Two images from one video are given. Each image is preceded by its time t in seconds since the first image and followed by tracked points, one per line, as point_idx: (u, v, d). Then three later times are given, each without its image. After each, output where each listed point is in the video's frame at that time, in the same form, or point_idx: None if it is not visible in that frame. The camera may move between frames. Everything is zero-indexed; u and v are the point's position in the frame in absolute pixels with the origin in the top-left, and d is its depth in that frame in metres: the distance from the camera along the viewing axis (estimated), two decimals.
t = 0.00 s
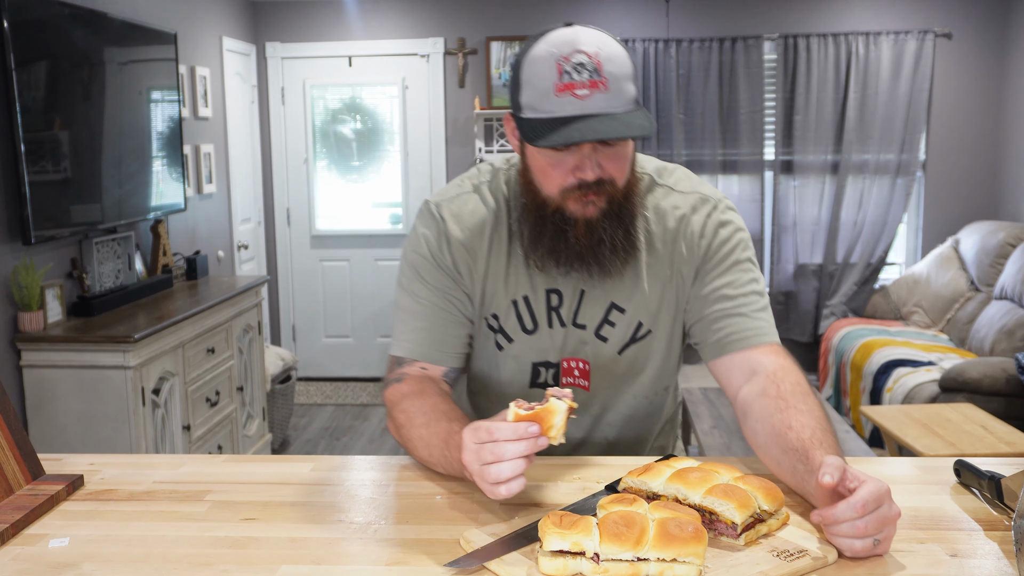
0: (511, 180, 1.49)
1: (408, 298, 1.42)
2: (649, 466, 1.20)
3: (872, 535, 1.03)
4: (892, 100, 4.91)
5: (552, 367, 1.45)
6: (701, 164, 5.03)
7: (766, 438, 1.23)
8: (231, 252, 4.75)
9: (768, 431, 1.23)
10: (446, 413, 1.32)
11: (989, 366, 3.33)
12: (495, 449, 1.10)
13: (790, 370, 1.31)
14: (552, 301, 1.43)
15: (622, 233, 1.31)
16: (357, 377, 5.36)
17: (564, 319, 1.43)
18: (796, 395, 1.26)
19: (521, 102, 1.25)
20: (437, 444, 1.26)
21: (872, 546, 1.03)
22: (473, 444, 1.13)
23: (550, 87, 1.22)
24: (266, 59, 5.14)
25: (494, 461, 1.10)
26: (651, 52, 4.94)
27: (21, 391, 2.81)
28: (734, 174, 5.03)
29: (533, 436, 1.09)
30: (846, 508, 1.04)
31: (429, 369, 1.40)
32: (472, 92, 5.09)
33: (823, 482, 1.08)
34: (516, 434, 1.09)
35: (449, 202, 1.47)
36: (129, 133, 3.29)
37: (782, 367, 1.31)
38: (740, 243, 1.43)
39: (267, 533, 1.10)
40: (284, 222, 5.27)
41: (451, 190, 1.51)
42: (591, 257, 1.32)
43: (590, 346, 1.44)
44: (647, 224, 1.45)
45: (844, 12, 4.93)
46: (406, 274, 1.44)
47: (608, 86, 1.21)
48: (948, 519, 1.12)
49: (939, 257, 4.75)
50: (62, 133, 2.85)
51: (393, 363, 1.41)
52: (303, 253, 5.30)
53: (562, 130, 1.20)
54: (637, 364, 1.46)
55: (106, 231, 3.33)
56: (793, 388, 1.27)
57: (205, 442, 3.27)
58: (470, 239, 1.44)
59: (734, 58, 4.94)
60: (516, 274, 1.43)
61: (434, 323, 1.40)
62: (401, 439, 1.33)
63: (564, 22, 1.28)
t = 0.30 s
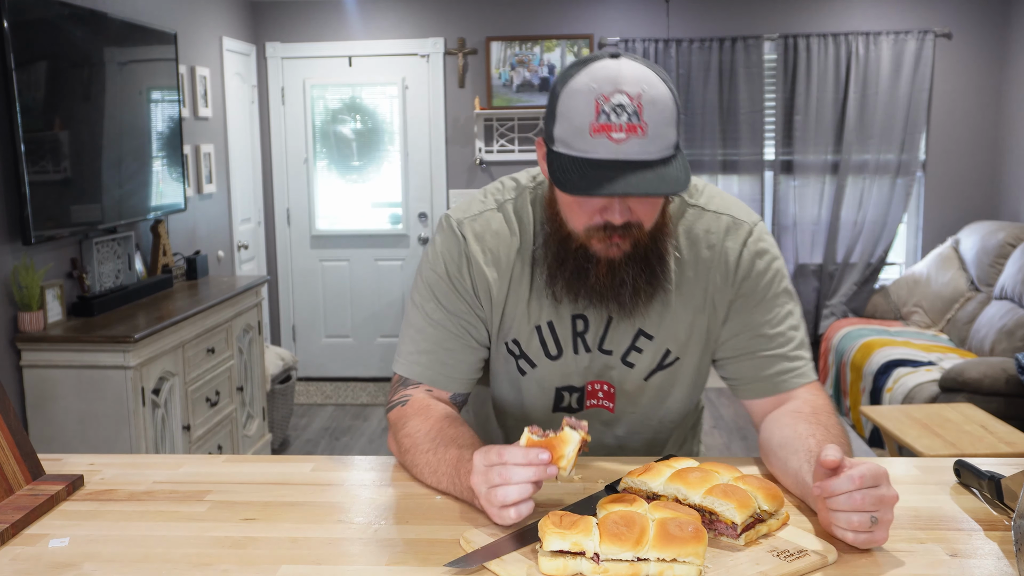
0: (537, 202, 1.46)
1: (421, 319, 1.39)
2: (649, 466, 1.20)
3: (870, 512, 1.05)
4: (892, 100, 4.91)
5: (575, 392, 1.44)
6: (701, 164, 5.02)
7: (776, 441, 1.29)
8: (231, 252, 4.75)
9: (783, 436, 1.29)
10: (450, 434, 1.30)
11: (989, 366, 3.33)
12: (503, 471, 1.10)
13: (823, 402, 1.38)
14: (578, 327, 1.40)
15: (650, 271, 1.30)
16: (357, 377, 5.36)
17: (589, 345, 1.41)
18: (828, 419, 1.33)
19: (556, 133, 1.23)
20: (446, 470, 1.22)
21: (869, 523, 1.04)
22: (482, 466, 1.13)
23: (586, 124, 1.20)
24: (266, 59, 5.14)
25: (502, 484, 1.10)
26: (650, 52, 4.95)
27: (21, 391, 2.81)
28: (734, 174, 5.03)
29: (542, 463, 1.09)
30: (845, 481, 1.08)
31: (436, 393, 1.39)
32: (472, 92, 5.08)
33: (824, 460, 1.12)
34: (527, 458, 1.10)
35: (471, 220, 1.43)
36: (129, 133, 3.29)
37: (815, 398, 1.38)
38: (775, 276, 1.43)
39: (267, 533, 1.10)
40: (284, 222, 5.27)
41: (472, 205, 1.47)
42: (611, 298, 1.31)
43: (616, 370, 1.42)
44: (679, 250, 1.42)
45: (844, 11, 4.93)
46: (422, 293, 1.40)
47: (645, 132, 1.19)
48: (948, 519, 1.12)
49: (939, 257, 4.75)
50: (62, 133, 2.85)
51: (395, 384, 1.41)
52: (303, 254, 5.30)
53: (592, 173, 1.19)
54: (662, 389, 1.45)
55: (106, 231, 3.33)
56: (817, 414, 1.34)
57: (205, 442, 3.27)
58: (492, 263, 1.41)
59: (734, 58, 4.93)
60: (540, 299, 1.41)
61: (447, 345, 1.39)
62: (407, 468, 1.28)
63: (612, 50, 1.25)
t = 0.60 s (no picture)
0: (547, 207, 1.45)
1: (422, 327, 1.40)
2: (649, 466, 1.20)
3: (871, 513, 1.05)
4: (892, 100, 4.91)
5: (590, 403, 1.44)
6: (701, 164, 5.02)
7: (779, 443, 1.30)
8: (231, 252, 4.75)
9: (786, 437, 1.31)
10: (441, 438, 1.30)
11: (989, 366, 3.33)
12: (504, 460, 1.11)
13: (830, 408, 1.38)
14: (591, 338, 1.40)
15: (650, 286, 1.30)
16: (357, 377, 5.36)
17: (603, 355, 1.41)
18: (833, 424, 1.34)
19: (558, 137, 1.23)
20: (444, 471, 1.22)
21: (871, 524, 1.04)
22: (485, 456, 1.14)
23: (588, 132, 1.20)
24: (266, 59, 5.14)
25: (499, 472, 1.10)
26: (651, 52, 4.95)
27: (21, 392, 2.81)
28: (734, 174, 5.02)
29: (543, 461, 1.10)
30: (845, 484, 1.07)
31: (429, 397, 1.41)
32: (472, 92, 5.08)
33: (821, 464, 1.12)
34: (529, 453, 1.10)
35: (480, 224, 1.43)
36: (129, 134, 3.29)
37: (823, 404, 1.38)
38: (792, 276, 1.41)
39: (267, 533, 1.10)
40: (284, 223, 5.27)
41: (481, 208, 1.47)
42: (605, 312, 1.32)
43: (631, 381, 1.42)
44: (692, 254, 1.41)
45: (844, 11, 4.93)
46: (423, 300, 1.41)
47: (649, 145, 1.19)
48: (948, 519, 1.12)
49: (939, 257, 4.76)
50: (62, 133, 2.85)
51: (389, 389, 1.42)
52: (303, 254, 5.30)
53: (589, 182, 1.19)
54: (681, 397, 1.44)
55: (107, 231, 3.33)
56: (822, 418, 1.35)
57: (205, 442, 3.27)
58: (498, 270, 1.41)
59: (734, 58, 4.93)
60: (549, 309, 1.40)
61: (450, 353, 1.40)
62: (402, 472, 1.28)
63: (627, 58, 1.24)
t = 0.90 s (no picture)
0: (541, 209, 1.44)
1: (415, 328, 1.40)
2: (649, 466, 1.20)
3: (870, 514, 1.04)
4: (892, 100, 4.91)
5: (580, 410, 1.43)
6: (701, 164, 5.02)
7: (778, 442, 1.31)
8: (231, 252, 4.75)
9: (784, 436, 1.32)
10: (443, 438, 1.31)
11: (989, 366, 3.33)
12: (515, 448, 1.11)
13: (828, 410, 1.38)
14: (581, 343, 1.39)
15: (641, 296, 1.29)
16: (357, 377, 5.36)
17: (594, 360, 1.40)
18: (831, 424, 1.34)
19: (549, 145, 1.23)
20: (449, 466, 1.23)
21: (870, 525, 1.04)
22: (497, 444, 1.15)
23: (578, 143, 1.19)
24: (266, 59, 5.14)
25: (508, 459, 1.10)
26: (651, 51, 4.95)
27: (21, 392, 2.81)
28: (734, 174, 5.02)
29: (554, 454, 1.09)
30: (843, 485, 1.07)
31: (423, 399, 1.41)
32: (472, 92, 5.08)
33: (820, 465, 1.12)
34: (544, 444, 1.10)
35: (473, 225, 1.43)
36: (129, 133, 3.29)
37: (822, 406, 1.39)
38: (788, 283, 1.40)
39: (267, 533, 1.10)
40: (284, 223, 5.27)
41: (476, 207, 1.46)
42: (596, 321, 1.31)
43: (623, 388, 1.42)
44: (687, 259, 1.41)
45: (844, 11, 4.93)
46: (417, 300, 1.41)
47: (639, 156, 1.18)
48: (947, 519, 1.12)
49: (939, 257, 4.76)
50: (62, 133, 2.85)
51: (385, 391, 1.44)
52: (303, 254, 5.30)
53: (578, 196, 1.19)
54: (675, 405, 1.44)
55: (107, 231, 3.33)
56: (821, 419, 1.35)
57: (205, 442, 3.27)
58: (489, 272, 1.41)
59: (734, 58, 4.93)
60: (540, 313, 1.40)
61: (441, 355, 1.40)
62: (402, 471, 1.27)
63: (619, 64, 1.22)
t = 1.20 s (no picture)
0: (533, 204, 1.44)
1: (407, 322, 1.39)
2: (650, 467, 1.20)
3: (873, 516, 1.04)
4: (892, 100, 4.91)
5: (565, 404, 1.43)
6: (701, 164, 5.02)
7: (778, 442, 1.31)
8: (231, 252, 4.75)
9: (784, 435, 1.32)
10: (441, 437, 1.30)
11: (989, 366, 3.33)
12: (512, 453, 1.11)
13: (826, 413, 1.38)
14: (570, 336, 1.39)
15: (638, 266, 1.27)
16: (357, 377, 5.36)
17: (582, 354, 1.40)
18: (831, 423, 1.35)
19: (547, 130, 1.22)
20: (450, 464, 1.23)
21: (873, 527, 1.04)
22: (494, 447, 1.14)
23: (577, 129, 1.19)
24: (266, 59, 5.14)
25: (505, 465, 1.10)
26: (651, 52, 4.95)
27: (21, 391, 2.81)
28: (734, 174, 5.03)
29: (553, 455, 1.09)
30: (847, 486, 1.07)
31: (422, 398, 1.41)
32: (472, 92, 5.09)
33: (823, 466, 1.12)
34: (540, 447, 1.09)
35: (464, 221, 1.42)
36: (129, 133, 3.30)
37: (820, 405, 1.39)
38: (777, 282, 1.41)
39: (267, 533, 1.10)
40: (284, 223, 5.27)
41: (466, 202, 1.46)
42: (589, 310, 1.30)
43: (609, 383, 1.41)
44: (678, 258, 1.40)
45: (844, 11, 4.93)
46: (409, 295, 1.40)
47: (638, 142, 1.18)
48: (948, 519, 1.12)
49: (939, 257, 4.76)
50: (62, 133, 2.85)
51: (382, 390, 1.43)
52: (303, 253, 5.30)
53: (577, 178, 1.18)
54: (659, 401, 1.44)
55: (107, 231, 3.33)
56: (822, 420, 1.35)
57: (205, 442, 3.27)
58: (481, 267, 1.40)
59: (734, 58, 4.93)
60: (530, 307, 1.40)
61: (436, 351, 1.39)
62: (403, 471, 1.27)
63: (618, 55, 1.23)
